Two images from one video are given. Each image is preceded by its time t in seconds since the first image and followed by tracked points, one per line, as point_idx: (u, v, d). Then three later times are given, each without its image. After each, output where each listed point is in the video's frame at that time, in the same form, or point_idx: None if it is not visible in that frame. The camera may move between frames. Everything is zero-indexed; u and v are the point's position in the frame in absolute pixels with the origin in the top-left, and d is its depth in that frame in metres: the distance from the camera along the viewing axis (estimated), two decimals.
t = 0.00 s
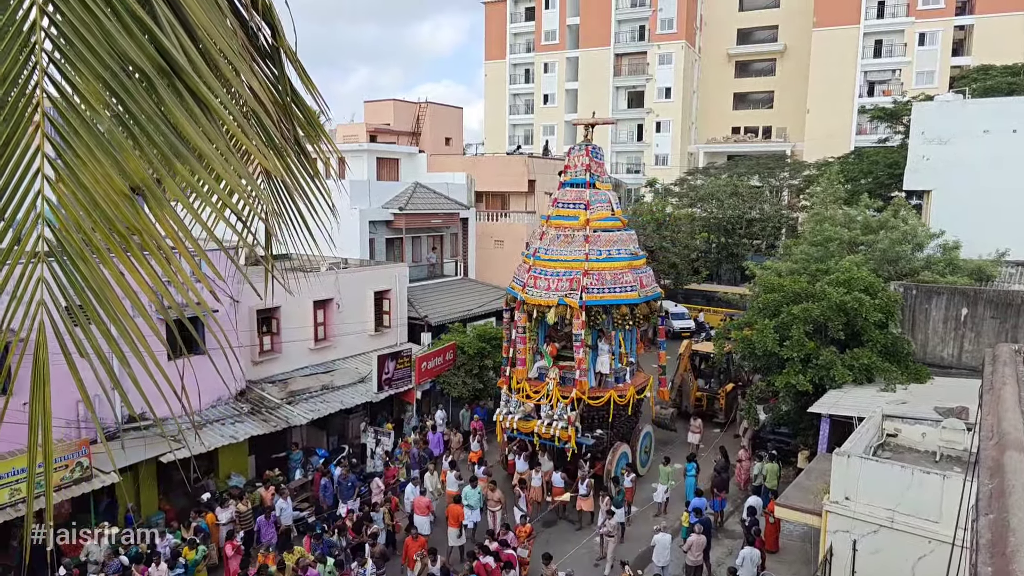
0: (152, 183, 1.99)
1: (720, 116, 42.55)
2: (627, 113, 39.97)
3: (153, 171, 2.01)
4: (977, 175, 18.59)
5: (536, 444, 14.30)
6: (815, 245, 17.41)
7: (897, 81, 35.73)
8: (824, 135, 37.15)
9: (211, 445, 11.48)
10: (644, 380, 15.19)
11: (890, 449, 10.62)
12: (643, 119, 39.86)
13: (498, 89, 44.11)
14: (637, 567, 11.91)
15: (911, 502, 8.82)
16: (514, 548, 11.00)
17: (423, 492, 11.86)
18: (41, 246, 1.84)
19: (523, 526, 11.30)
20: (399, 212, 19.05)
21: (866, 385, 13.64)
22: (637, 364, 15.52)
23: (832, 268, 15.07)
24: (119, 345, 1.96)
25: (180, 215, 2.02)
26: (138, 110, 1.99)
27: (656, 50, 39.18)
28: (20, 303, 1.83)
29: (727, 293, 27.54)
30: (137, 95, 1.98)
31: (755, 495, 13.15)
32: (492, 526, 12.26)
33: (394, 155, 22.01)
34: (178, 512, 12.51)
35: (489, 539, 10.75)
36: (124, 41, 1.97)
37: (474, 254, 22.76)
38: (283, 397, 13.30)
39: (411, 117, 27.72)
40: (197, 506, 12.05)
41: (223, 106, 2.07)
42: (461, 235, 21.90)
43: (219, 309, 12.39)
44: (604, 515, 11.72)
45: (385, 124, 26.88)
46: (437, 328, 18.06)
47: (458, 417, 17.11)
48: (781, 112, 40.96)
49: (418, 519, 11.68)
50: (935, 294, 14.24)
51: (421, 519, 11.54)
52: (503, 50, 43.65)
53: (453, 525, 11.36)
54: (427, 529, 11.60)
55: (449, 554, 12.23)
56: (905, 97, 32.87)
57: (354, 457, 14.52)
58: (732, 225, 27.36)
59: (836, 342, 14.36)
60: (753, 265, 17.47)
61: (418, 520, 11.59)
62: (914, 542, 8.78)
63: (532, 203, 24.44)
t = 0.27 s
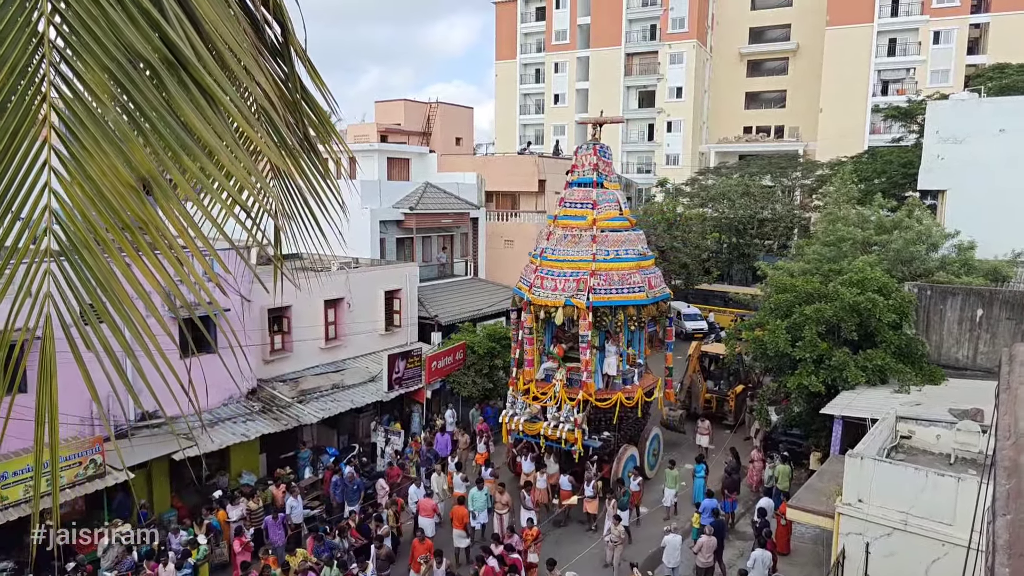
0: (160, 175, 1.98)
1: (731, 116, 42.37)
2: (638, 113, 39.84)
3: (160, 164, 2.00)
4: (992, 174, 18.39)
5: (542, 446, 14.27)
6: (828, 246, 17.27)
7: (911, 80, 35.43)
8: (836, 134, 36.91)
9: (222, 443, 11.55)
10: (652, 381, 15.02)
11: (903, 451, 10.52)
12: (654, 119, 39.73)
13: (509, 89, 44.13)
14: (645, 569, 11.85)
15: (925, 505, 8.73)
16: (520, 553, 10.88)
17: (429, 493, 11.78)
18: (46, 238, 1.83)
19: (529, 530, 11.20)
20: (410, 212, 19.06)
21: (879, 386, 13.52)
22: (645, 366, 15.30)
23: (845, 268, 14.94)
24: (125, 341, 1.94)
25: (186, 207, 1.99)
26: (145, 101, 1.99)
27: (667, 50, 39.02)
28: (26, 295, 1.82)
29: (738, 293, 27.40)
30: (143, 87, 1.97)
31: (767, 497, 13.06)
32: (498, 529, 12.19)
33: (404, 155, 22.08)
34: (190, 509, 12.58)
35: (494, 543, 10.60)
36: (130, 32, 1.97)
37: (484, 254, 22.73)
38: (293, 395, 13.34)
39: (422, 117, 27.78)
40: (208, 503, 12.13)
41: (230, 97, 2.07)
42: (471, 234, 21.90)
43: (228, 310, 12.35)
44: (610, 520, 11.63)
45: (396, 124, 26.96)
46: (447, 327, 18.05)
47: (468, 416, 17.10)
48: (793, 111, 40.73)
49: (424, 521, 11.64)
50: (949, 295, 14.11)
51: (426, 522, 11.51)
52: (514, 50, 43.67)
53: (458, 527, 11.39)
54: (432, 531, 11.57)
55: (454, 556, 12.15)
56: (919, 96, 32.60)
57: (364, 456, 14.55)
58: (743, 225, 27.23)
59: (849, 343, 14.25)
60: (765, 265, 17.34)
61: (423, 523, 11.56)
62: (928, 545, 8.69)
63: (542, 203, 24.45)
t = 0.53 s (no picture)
0: (172, 169, 1.97)
1: (749, 115, 42.06)
2: (655, 112, 39.64)
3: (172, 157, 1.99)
4: (1017, 173, 18.07)
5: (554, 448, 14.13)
6: (848, 246, 17.07)
7: (934, 79, 34.96)
8: (857, 134, 36.52)
9: (239, 441, 11.65)
10: (666, 384, 14.90)
11: (925, 454, 10.36)
12: (671, 119, 39.50)
13: (526, 89, 44.14)
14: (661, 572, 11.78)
15: (947, 509, 8.58)
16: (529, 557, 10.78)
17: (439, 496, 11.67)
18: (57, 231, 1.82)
19: (539, 533, 11.05)
20: (426, 211, 19.10)
21: (900, 389, 13.34)
22: (659, 368, 15.22)
23: (866, 268, 14.75)
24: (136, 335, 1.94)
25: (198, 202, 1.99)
26: (157, 94, 1.98)
27: (685, 48, 38.77)
28: (38, 287, 1.82)
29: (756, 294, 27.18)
30: (156, 79, 1.96)
31: (785, 499, 12.90)
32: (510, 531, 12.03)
33: (421, 155, 22.16)
34: (208, 505, 12.62)
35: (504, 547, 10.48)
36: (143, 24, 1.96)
37: (499, 254, 22.72)
38: (310, 393, 13.42)
39: (438, 117, 27.86)
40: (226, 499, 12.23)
41: (243, 91, 2.06)
42: (486, 234, 21.90)
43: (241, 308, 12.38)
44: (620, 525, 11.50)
45: (412, 124, 27.05)
46: (462, 327, 18.06)
47: (483, 416, 17.10)
48: (813, 111, 40.35)
49: (433, 525, 11.50)
50: (973, 296, 13.89)
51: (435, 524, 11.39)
52: (531, 49, 43.65)
53: (470, 528, 11.40)
54: (442, 534, 11.42)
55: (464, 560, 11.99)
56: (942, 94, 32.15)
57: (380, 455, 14.60)
58: (761, 225, 27.03)
59: (869, 344, 14.07)
60: (784, 265, 17.16)
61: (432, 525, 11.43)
62: (950, 549, 8.54)
63: (558, 202, 24.43)
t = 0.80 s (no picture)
0: (189, 165, 1.98)
1: (773, 115, 41.64)
2: (677, 112, 39.36)
3: (190, 152, 1.99)
4: None
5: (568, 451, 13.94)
6: (874, 246, 16.79)
7: (962, 77, 34.34)
8: (883, 133, 36.00)
9: (261, 438, 11.76)
10: (684, 386, 14.74)
11: (952, 458, 10.16)
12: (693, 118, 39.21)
13: (546, 89, 44.10)
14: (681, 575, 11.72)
15: (975, 515, 8.40)
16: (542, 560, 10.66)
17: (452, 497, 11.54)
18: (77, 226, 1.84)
19: (552, 536, 10.95)
20: (446, 212, 19.13)
21: (927, 392, 13.10)
22: (678, 370, 15.14)
23: (892, 270, 14.50)
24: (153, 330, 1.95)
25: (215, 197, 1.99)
26: (175, 90, 1.98)
27: (707, 47, 38.45)
28: (57, 280, 1.84)
29: (778, 295, 26.87)
30: (174, 75, 1.97)
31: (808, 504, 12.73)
32: (525, 533, 11.95)
33: (441, 155, 22.23)
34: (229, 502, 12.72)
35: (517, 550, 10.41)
36: (163, 21, 1.97)
37: (519, 253, 22.70)
38: (330, 391, 13.51)
39: (458, 117, 27.93)
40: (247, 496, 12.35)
41: (261, 88, 2.06)
42: (506, 234, 21.89)
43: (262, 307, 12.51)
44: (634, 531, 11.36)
45: (433, 124, 27.14)
46: (482, 327, 18.08)
47: (502, 416, 17.10)
48: (838, 110, 39.84)
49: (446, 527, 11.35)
50: (1003, 298, 13.61)
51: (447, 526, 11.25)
52: (551, 49, 43.63)
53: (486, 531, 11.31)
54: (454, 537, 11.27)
55: (478, 564, 11.89)
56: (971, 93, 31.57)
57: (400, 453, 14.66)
58: (784, 226, 26.74)
59: (895, 346, 13.84)
60: (807, 266, 16.92)
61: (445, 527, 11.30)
62: (978, 556, 8.36)
63: (578, 203, 24.39)
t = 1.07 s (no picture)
0: (212, 160, 1.97)
1: (800, 114, 41.12)
2: (702, 112, 39.03)
3: (213, 148, 1.98)
4: None
5: (586, 455, 13.64)
6: (903, 248, 16.48)
7: (996, 75, 33.63)
8: (913, 132, 35.37)
9: (284, 436, 11.86)
10: (704, 391, 14.61)
11: (983, 465, 9.94)
12: (718, 118, 38.84)
13: (570, 89, 44.02)
14: None
15: (1007, 522, 8.20)
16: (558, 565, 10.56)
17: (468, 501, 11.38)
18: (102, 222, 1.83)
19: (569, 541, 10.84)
20: (469, 212, 19.17)
21: (957, 397, 12.83)
22: (698, 374, 15.03)
23: (921, 271, 14.22)
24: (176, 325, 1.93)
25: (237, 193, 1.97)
26: (197, 86, 1.98)
27: (733, 46, 38.12)
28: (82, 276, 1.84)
29: (804, 296, 26.51)
30: (197, 72, 1.96)
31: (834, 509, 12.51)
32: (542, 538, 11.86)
33: (463, 155, 22.29)
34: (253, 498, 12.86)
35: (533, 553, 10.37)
36: (187, 19, 1.97)
37: (541, 254, 22.66)
38: (353, 390, 13.62)
39: (481, 118, 27.99)
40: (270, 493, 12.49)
41: (283, 83, 2.04)
42: (528, 234, 21.87)
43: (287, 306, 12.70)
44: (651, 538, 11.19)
45: (456, 125, 27.23)
46: (504, 327, 18.08)
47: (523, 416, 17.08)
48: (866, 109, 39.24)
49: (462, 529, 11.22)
50: None
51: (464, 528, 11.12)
52: (575, 49, 43.53)
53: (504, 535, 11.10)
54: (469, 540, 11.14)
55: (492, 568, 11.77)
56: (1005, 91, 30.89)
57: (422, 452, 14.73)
58: (811, 226, 26.39)
59: (924, 350, 13.58)
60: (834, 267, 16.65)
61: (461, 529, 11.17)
62: (1010, 565, 8.16)
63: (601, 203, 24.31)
